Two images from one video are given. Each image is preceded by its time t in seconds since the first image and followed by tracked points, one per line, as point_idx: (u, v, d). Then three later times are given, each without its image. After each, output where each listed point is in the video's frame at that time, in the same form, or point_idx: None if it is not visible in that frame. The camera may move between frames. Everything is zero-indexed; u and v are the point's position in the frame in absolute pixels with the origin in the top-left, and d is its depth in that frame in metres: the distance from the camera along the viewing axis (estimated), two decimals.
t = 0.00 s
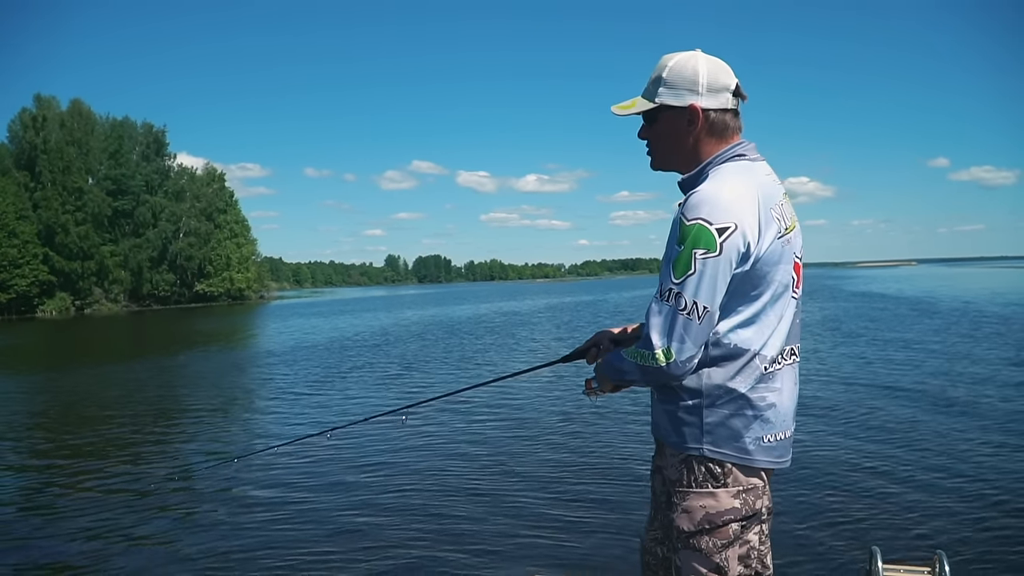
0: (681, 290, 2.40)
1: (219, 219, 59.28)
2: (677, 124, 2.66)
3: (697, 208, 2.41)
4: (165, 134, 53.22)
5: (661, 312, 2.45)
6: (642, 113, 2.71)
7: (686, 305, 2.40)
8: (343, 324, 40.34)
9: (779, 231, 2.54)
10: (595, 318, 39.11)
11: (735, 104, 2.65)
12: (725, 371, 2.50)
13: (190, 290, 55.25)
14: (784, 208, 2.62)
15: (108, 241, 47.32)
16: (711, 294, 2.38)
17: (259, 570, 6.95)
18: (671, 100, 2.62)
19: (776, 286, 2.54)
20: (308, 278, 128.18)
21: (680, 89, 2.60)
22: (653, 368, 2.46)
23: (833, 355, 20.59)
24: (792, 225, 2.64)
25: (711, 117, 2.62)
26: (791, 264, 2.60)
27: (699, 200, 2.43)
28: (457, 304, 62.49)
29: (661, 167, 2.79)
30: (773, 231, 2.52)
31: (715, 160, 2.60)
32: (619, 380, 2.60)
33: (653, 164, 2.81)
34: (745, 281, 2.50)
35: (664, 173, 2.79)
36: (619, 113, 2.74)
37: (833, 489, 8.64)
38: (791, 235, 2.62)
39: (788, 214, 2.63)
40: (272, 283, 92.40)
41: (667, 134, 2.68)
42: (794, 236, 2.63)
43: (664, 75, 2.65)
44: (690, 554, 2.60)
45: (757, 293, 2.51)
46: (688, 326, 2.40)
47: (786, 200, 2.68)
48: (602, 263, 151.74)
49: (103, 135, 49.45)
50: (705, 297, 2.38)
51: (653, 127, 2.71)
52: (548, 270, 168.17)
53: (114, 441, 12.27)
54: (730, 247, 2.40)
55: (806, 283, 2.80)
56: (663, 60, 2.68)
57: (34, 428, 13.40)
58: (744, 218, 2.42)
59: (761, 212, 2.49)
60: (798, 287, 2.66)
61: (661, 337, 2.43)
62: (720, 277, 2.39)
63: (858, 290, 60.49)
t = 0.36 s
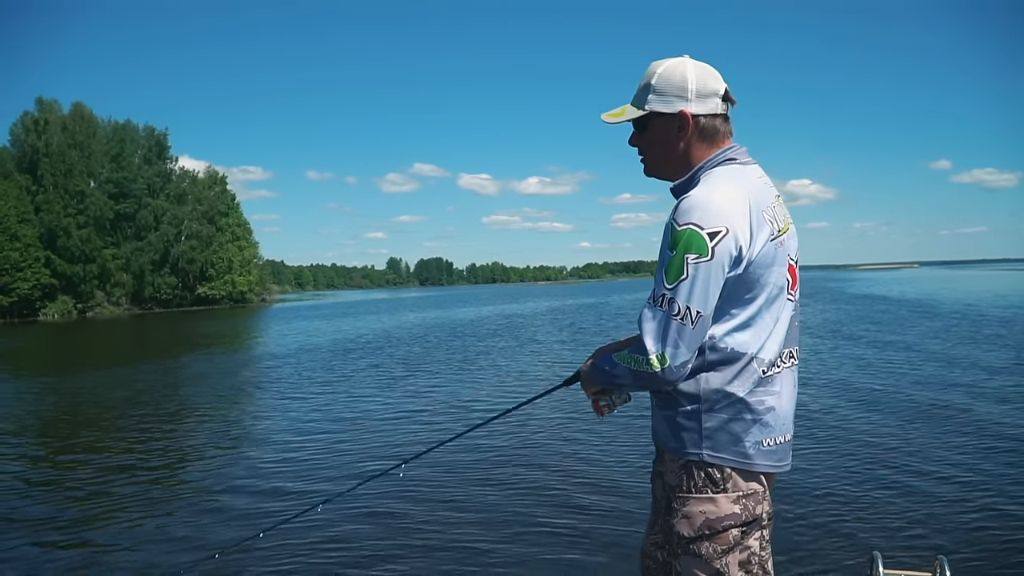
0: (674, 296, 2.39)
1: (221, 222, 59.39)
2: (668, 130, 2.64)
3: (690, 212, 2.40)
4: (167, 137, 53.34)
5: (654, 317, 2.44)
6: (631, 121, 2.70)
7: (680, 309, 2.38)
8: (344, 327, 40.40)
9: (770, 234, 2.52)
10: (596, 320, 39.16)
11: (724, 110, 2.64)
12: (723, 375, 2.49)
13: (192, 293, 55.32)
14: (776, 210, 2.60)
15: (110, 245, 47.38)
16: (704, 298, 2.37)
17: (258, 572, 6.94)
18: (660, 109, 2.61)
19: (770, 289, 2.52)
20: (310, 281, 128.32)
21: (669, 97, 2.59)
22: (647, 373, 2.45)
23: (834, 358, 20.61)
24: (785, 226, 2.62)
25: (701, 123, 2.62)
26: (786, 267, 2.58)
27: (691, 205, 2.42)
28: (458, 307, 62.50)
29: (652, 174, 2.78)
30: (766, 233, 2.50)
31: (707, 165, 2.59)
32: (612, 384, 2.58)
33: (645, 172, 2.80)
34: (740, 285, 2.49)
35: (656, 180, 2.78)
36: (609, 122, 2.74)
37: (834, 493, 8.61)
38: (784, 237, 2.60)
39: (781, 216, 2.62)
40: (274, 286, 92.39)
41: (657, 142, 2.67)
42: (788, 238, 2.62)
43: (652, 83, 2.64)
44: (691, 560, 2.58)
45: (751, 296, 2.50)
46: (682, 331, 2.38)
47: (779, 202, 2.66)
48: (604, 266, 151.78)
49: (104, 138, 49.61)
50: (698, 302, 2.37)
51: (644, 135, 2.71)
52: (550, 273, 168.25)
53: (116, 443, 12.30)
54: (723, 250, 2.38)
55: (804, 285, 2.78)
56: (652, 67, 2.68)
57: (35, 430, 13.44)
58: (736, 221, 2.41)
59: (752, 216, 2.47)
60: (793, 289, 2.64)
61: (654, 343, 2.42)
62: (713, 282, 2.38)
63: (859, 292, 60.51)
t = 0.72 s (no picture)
0: (665, 295, 2.42)
1: (223, 223, 59.49)
2: (659, 129, 2.67)
3: (680, 211, 2.42)
4: (169, 139, 53.40)
5: (646, 317, 2.47)
6: (623, 122, 2.73)
7: (671, 309, 2.41)
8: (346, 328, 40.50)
9: (762, 232, 2.54)
10: (598, 321, 39.23)
11: (716, 109, 2.66)
12: (718, 374, 2.51)
13: (194, 294, 55.37)
14: (768, 208, 2.62)
15: (113, 246, 47.44)
16: (695, 298, 2.39)
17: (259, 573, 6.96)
18: (653, 108, 2.63)
19: (763, 287, 2.54)
20: (312, 282, 128.47)
21: (660, 96, 2.61)
22: (640, 371, 2.46)
23: (836, 358, 20.66)
24: (778, 224, 2.64)
25: (693, 122, 2.64)
26: (778, 266, 2.59)
27: (682, 204, 2.44)
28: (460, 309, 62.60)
29: (645, 173, 2.80)
30: (756, 231, 2.52)
31: (699, 163, 2.61)
32: (605, 384, 2.60)
33: (639, 171, 2.82)
34: (732, 284, 2.51)
35: (649, 179, 2.80)
36: (603, 121, 2.76)
37: (834, 494, 8.61)
38: (777, 235, 2.61)
39: (773, 214, 2.63)
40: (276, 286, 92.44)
41: (650, 141, 2.69)
42: (780, 236, 2.63)
43: (644, 82, 2.66)
44: (687, 561, 2.60)
45: (744, 295, 2.51)
46: (674, 329, 2.40)
47: (771, 200, 2.68)
48: (605, 267, 151.84)
49: (107, 139, 49.75)
50: (689, 302, 2.39)
51: (636, 134, 2.73)
52: (552, 273, 168.30)
53: (118, 444, 12.36)
54: (713, 249, 2.41)
55: (798, 284, 2.80)
56: (644, 67, 2.70)
57: (38, 430, 13.51)
58: (727, 220, 2.44)
59: (742, 215, 2.49)
60: (788, 287, 2.65)
61: (646, 342, 2.44)
62: (704, 282, 2.40)
63: (861, 293, 60.64)
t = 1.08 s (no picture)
0: (657, 289, 2.40)
1: (225, 223, 59.55)
2: (660, 122, 2.65)
3: (674, 206, 2.41)
4: (171, 139, 53.40)
5: (638, 312, 2.45)
6: (625, 114, 2.71)
7: (662, 304, 2.39)
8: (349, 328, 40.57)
9: (758, 228, 2.52)
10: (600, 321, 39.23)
11: (719, 104, 2.64)
12: (715, 373, 2.48)
13: (196, 295, 55.41)
14: (766, 204, 2.60)
15: (115, 246, 47.49)
16: (687, 293, 2.37)
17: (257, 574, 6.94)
18: (655, 100, 2.62)
19: (759, 284, 2.52)
20: (314, 282, 128.53)
21: (664, 88, 2.60)
22: (632, 367, 2.45)
23: (838, 357, 20.64)
24: (775, 220, 2.62)
25: (695, 117, 2.62)
26: (775, 262, 2.57)
27: (677, 198, 2.42)
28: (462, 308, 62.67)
29: (645, 167, 2.78)
30: (752, 228, 2.50)
31: (698, 158, 2.59)
32: (599, 381, 2.58)
33: (639, 164, 2.80)
34: (727, 279, 2.48)
35: (648, 173, 2.78)
36: (604, 114, 2.74)
37: (835, 493, 8.57)
38: (773, 231, 2.59)
39: (771, 210, 2.61)
40: (279, 287, 92.50)
41: (651, 134, 2.67)
42: (777, 232, 2.61)
43: (648, 75, 2.65)
44: (685, 559, 2.58)
45: (740, 291, 2.49)
46: (665, 325, 2.39)
47: (770, 196, 2.66)
48: (607, 266, 151.86)
49: (109, 140, 49.83)
50: (681, 296, 2.37)
51: (637, 128, 2.71)
52: (554, 273, 168.33)
53: (120, 444, 12.37)
54: (706, 244, 2.38)
55: (798, 281, 2.78)
56: (647, 60, 2.68)
57: (40, 431, 13.53)
58: (722, 215, 2.42)
59: (738, 211, 2.47)
60: (785, 284, 2.63)
61: (639, 338, 2.42)
62: (697, 277, 2.38)
63: (863, 292, 60.63)
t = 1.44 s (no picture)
0: (666, 291, 2.38)
1: (227, 223, 59.65)
2: (663, 123, 2.63)
3: (681, 206, 2.38)
4: (173, 139, 53.48)
5: (647, 313, 2.43)
6: (626, 115, 2.69)
7: (671, 305, 2.37)
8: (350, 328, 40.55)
9: (763, 228, 2.49)
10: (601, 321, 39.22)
11: (722, 103, 2.62)
12: (722, 374, 2.47)
13: (198, 295, 55.45)
14: (769, 204, 2.58)
15: (116, 246, 47.51)
16: (695, 294, 2.35)
17: (257, 571, 6.91)
18: (657, 102, 2.60)
19: (765, 283, 2.50)
20: (315, 283, 128.59)
21: (665, 90, 2.58)
22: (642, 369, 2.42)
23: (840, 356, 20.66)
24: (781, 219, 2.60)
25: (698, 117, 2.60)
26: (781, 262, 2.54)
27: (683, 198, 2.40)
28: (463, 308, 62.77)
29: (647, 167, 2.76)
30: (758, 228, 2.48)
31: (702, 157, 2.57)
32: (609, 381, 2.57)
33: (642, 165, 2.78)
34: (733, 280, 2.46)
35: (650, 173, 2.76)
36: (606, 115, 2.72)
37: (838, 491, 8.56)
38: (779, 231, 2.57)
39: (775, 210, 2.59)
40: (281, 288, 92.43)
41: (653, 134, 2.65)
42: (783, 231, 2.59)
43: (650, 75, 2.62)
44: (692, 561, 2.57)
45: (746, 291, 2.47)
46: (675, 326, 2.37)
47: (773, 196, 2.64)
48: (609, 266, 151.97)
49: (111, 140, 49.90)
50: (689, 298, 2.35)
51: (638, 128, 2.70)
52: (555, 272, 168.40)
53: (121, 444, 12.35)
54: (713, 244, 2.37)
55: (803, 280, 2.75)
56: (649, 60, 2.67)
57: (41, 430, 13.52)
58: (728, 216, 2.40)
59: (744, 211, 2.45)
60: (790, 284, 2.61)
61: (647, 340, 2.41)
62: (705, 277, 2.36)
63: (863, 292, 60.72)
